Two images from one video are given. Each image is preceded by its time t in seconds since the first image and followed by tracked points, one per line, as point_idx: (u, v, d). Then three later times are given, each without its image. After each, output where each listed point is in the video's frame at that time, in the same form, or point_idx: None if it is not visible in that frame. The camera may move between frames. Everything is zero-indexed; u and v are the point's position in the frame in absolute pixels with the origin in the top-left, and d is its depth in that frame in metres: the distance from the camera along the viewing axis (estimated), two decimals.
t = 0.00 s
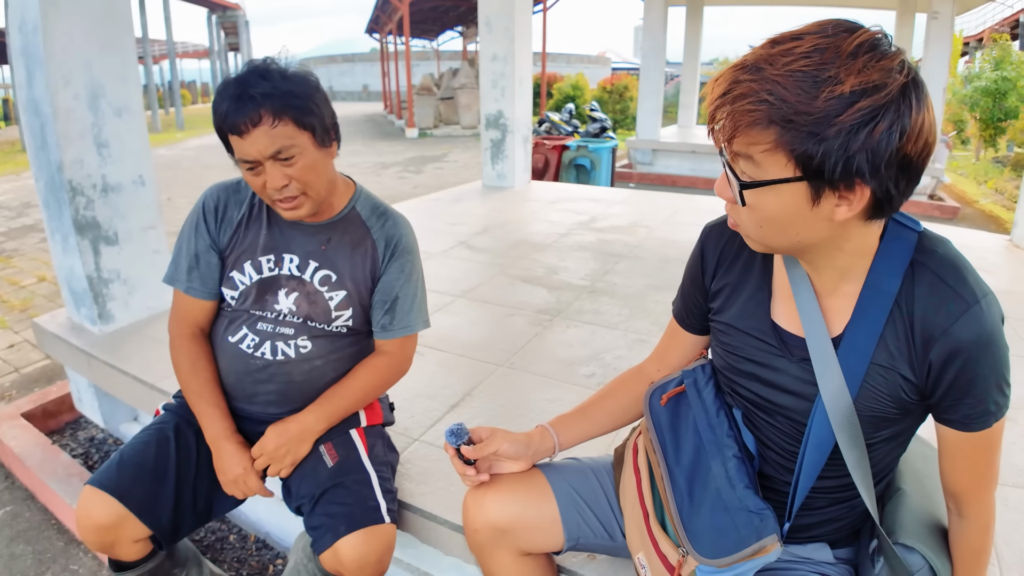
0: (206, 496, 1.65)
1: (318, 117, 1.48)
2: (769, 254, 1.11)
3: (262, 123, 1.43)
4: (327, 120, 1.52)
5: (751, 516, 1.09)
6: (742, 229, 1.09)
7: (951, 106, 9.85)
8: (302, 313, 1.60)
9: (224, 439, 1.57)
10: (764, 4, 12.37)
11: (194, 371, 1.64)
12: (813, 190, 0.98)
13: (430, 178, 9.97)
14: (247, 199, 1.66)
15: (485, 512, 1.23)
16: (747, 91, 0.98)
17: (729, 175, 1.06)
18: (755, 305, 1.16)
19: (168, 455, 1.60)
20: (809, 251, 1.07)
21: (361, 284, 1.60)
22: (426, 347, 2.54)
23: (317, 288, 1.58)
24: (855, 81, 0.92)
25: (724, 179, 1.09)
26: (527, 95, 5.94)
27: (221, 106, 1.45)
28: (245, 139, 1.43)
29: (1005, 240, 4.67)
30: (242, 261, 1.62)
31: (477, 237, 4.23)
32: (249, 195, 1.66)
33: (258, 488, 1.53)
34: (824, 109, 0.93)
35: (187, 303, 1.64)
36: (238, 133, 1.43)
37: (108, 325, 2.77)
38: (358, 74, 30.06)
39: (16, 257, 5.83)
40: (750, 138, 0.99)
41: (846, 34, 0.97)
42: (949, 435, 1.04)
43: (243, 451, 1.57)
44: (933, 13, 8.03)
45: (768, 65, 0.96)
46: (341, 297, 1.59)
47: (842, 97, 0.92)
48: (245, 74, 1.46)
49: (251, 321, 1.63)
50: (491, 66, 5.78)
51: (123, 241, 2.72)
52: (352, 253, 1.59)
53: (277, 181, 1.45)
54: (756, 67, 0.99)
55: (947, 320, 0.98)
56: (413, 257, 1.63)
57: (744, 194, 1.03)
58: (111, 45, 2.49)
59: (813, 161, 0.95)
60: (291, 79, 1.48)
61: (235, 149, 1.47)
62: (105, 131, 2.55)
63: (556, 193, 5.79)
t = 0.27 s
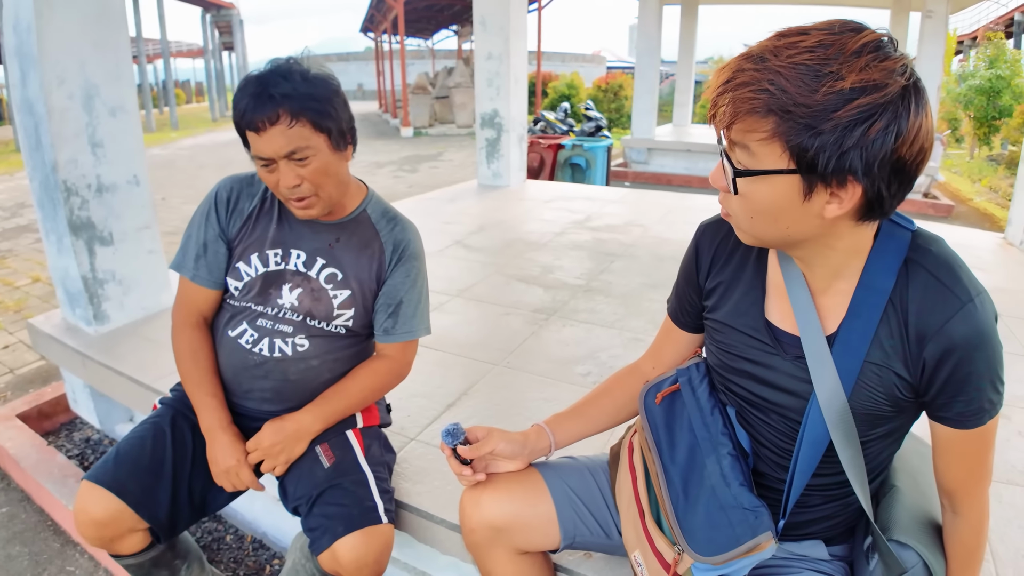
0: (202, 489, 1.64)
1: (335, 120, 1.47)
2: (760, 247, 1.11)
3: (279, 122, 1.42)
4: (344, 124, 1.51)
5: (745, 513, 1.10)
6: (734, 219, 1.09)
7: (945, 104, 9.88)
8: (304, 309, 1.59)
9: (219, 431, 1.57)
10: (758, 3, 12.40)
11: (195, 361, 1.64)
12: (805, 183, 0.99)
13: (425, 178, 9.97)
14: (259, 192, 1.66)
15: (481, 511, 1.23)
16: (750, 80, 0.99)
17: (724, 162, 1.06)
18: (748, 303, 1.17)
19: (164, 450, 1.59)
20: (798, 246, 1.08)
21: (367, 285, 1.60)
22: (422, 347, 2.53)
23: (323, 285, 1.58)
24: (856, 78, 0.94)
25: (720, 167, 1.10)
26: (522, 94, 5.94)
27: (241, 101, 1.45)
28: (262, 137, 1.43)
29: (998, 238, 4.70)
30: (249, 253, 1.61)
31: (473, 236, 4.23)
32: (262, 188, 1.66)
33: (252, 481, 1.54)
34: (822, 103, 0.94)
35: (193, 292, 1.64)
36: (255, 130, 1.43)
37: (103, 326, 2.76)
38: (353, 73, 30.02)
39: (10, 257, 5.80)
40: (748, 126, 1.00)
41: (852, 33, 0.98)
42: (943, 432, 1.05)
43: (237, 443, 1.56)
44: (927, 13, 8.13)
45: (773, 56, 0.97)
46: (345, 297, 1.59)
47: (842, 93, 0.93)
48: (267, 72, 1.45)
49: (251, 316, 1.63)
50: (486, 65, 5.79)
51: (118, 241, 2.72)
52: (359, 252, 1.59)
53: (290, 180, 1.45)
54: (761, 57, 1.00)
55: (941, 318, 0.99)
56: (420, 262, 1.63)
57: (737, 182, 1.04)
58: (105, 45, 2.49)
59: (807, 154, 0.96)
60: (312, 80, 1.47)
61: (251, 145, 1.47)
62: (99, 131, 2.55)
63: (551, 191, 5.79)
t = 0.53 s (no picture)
0: (202, 489, 1.64)
1: (335, 116, 1.48)
2: (758, 246, 1.11)
3: (280, 116, 1.42)
4: (344, 121, 1.51)
5: (743, 512, 1.10)
6: (732, 218, 1.09)
7: (941, 103, 9.91)
8: (302, 308, 1.59)
9: (218, 431, 1.57)
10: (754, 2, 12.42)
11: (192, 358, 1.65)
12: (803, 182, 0.99)
13: (421, 177, 9.96)
14: (257, 189, 1.66)
15: (480, 511, 1.24)
16: (750, 78, 1.00)
17: (723, 160, 1.07)
18: (745, 302, 1.17)
19: (159, 454, 1.59)
20: (794, 244, 1.08)
21: (365, 284, 1.60)
22: (420, 347, 2.54)
23: (320, 283, 1.58)
24: (856, 77, 0.94)
25: (718, 166, 1.10)
26: (519, 93, 5.94)
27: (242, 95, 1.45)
28: (262, 131, 1.43)
29: (994, 236, 4.71)
30: (245, 251, 1.61)
31: (470, 236, 4.22)
32: (260, 187, 1.66)
33: (249, 482, 1.54)
34: (822, 102, 0.94)
35: (191, 290, 1.64)
36: (255, 124, 1.43)
37: (99, 327, 2.76)
38: (349, 73, 29.97)
39: (5, 258, 5.78)
40: (748, 124, 1.00)
41: (852, 34, 0.98)
42: (941, 430, 1.06)
43: (236, 442, 1.57)
44: (923, 12, 8.13)
45: (773, 55, 0.98)
46: (343, 295, 1.59)
47: (842, 91, 0.94)
48: (269, 66, 1.46)
49: (247, 318, 1.63)
50: (483, 64, 5.78)
51: (115, 241, 2.71)
52: (357, 251, 1.59)
53: (288, 175, 1.44)
54: (762, 55, 1.01)
55: (939, 317, 0.99)
56: (418, 260, 1.63)
57: (735, 180, 1.04)
58: (101, 45, 2.48)
59: (806, 153, 0.97)
60: (314, 76, 1.47)
61: (250, 139, 1.46)
62: (96, 131, 2.54)
63: (548, 191, 5.80)
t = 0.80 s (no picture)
0: (210, 498, 1.65)
1: (306, 117, 1.47)
2: (759, 246, 1.12)
3: (249, 121, 1.41)
4: (316, 120, 1.51)
5: (744, 509, 1.11)
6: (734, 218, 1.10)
7: (938, 103, 9.93)
8: (293, 314, 1.59)
9: (221, 444, 1.57)
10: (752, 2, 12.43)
11: (187, 373, 1.64)
12: (807, 181, 1.00)
13: (419, 177, 9.95)
14: (233, 198, 1.64)
15: (482, 509, 1.24)
16: (754, 79, 1.01)
17: (726, 160, 1.07)
18: (745, 301, 1.18)
19: (165, 464, 1.60)
20: (797, 243, 1.09)
21: (353, 284, 1.60)
22: (419, 346, 2.54)
23: (308, 288, 1.58)
24: (860, 77, 0.95)
25: (720, 166, 1.10)
26: (517, 93, 5.94)
27: (207, 101, 1.44)
28: (232, 137, 1.42)
29: (991, 236, 4.73)
30: (229, 262, 1.60)
31: (468, 236, 4.23)
32: (235, 195, 1.64)
33: (255, 491, 1.53)
34: (827, 101, 0.95)
35: (177, 306, 1.63)
36: (224, 130, 1.42)
37: (99, 327, 2.76)
38: (346, 72, 29.93)
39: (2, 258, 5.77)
40: (753, 123, 1.01)
41: (854, 34, 1.00)
42: (939, 427, 1.07)
43: (240, 452, 1.57)
44: (921, 12, 8.11)
45: (778, 55, 0.99)
46: (333, 297, 1.59)
47: (846, 91, 0.95)
48: (234, 70, 1.44)
49: (239, 328, 1.62)
50: (481, 64, 5.78)
51: (114, 242, 2.71)
52: (343, 251, 1.59)
53: (262, 180, 1.44)
54: (766, 55, 1.02)
55: (937, 315, 1.00)
56: (405, 254, 1.64)
57: (739, 180, 1.05)
58: (100, 45, 2.48)
59: (811, 152, 0.98)
60: (280, 77, 1.46)
61: (220, 146, 1.45)
62: (95, 132, 2.54)
63: (546, 191, 5.80)
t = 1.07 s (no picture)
0: (208, 506, 1.66)
1: (268, 119, 1.42)
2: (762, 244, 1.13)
3: (208, 130, 1.37)
4: (279, 122, 1.46)
5: (746, 506, 1.11)
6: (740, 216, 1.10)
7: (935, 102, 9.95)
8: (279, 321, 1.59)
9: (216, 454, 1.57)
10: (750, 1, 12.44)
11: (177, 389, 1.64)
12: (814, 177, 1.01)
13: (418, 176, 9.95)
14: (207, 208, 1.62)
15: (485, 506, 1.25)
16: (762, 75, 1.01)
17: (731, 158, 1.08)
18: (746, 299, 1.19)
19: (163, 472, 1.60)
20: (806, 242, 1.09)
21: (336, 287, 1.58)
22: (420, 345, 2.54)
23: (290, 294, 1.57)
24: (866, 74, 0.97)
25: (724, 165, 1.11)
26: (516, 92, 5.94)
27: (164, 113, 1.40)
28: (193, 148, 1.38)
29: (989, 235, 4.75)
30: (210, 273, 1.60)
31: (467, 235, 4.23)
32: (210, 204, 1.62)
33: (253, 501, 1.54)
34: (835, 97, 0.97)
35: (163, 319, 1.64)
36: (184, 142, 1.38)
37: (99, 327, 2.76)
38: (344, 72, 29.91)
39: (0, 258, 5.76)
40: (761, 120, 1.01)
41: (857, 33, 1.01)
42: (939, 425, 1.07)
43: (235, 463, 1.57)
44: (918, 11, 8.14)
45: (785, 53, 1.00)
46: (316, 302, 1.58)
47: (853, 88, 0.96)
48: (189, 77, 1.40)
49: (228, 337, 1.63)
50: (479, 63, 5.78)
51: (114, 241, 2.71)
52: (322, 254, 1.57)
53: (229, 190, 1.40)
54: (771, 53, 1.02)
55: (938, 313, 1.01)
56: (389, 253, 1.61)
57: (746, 177, 1.05)
58: (100, 44, 2.47)
59: (819, 148, 0.99)
60: (237, 80, 1.41)
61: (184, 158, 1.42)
62: (94, 131, 2.54)
63: (545, 190, 5.81)
